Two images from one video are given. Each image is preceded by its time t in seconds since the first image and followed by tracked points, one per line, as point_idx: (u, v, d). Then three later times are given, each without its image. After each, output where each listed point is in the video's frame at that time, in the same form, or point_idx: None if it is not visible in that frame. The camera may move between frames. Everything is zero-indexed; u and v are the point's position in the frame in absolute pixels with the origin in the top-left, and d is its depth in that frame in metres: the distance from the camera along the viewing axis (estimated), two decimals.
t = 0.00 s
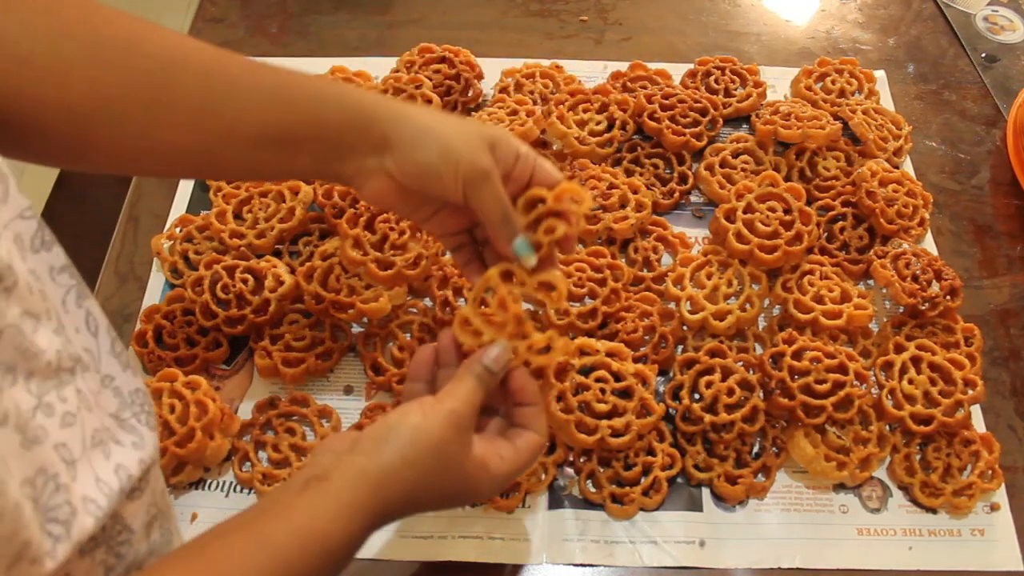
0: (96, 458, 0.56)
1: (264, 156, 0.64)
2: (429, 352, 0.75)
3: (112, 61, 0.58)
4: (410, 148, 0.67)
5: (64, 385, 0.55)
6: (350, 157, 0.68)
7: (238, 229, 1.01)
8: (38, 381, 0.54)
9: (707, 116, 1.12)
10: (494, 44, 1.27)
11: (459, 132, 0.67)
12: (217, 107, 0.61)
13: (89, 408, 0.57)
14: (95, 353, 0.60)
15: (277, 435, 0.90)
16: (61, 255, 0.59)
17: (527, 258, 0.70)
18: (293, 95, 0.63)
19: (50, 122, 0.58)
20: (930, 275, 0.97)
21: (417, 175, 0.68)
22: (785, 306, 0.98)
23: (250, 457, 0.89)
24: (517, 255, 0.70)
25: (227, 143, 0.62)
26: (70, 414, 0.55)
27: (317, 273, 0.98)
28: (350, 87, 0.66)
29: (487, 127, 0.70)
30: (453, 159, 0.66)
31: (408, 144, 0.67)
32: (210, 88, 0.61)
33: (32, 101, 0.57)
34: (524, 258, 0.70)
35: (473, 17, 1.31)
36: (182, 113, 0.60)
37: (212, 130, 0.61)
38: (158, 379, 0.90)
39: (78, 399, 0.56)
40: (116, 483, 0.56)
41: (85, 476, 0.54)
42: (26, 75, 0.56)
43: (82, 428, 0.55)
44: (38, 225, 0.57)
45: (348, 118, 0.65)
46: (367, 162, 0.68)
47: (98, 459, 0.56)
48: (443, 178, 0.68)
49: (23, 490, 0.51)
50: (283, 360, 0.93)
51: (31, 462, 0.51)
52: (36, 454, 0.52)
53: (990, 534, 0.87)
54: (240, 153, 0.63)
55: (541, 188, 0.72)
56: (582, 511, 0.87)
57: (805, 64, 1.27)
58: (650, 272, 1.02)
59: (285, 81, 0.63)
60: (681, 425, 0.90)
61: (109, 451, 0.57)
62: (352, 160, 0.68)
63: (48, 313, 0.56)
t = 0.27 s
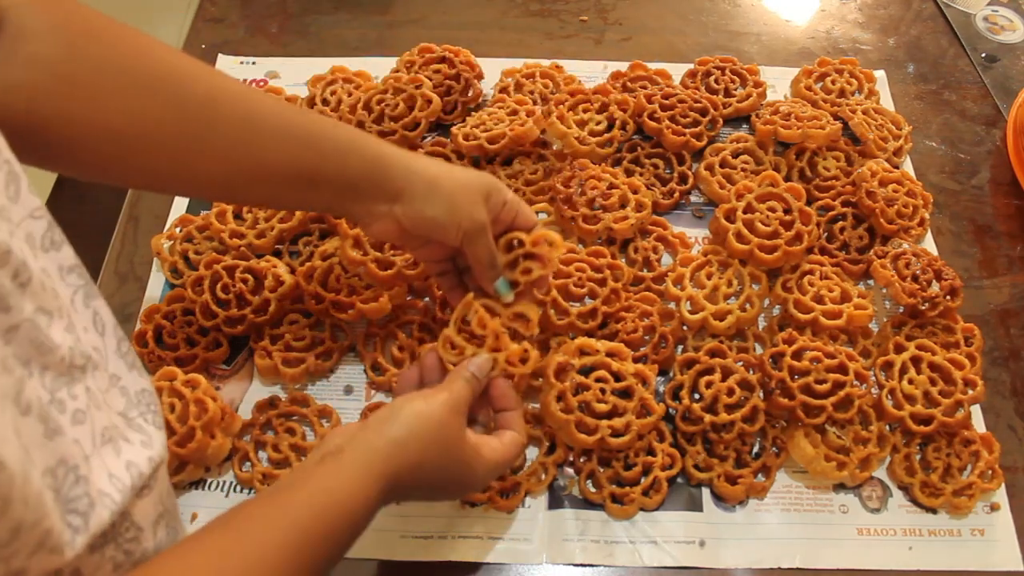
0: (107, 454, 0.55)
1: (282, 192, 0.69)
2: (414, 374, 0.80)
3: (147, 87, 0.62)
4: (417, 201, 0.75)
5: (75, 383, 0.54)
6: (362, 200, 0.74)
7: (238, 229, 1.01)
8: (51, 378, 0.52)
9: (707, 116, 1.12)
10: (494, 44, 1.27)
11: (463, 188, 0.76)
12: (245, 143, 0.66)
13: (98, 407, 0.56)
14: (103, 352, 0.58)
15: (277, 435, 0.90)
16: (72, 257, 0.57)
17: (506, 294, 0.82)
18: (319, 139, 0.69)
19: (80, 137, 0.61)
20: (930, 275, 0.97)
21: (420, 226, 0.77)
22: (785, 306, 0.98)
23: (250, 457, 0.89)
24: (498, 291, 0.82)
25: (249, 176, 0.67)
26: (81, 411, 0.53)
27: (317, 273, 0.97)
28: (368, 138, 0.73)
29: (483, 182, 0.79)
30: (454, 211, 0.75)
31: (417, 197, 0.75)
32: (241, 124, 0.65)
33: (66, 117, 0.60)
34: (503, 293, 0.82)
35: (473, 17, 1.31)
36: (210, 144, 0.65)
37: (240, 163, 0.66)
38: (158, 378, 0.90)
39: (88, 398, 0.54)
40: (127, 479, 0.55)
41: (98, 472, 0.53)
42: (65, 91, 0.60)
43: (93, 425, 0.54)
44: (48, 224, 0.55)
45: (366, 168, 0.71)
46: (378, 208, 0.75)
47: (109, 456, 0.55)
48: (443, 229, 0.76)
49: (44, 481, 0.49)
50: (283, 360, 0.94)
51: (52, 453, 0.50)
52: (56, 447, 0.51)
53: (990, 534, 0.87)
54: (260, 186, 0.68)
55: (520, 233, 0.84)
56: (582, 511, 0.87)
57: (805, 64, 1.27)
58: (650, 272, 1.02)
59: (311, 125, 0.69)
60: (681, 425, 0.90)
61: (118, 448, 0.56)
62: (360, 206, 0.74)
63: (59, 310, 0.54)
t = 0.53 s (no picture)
0: (119, 453, 0.54)
1: (292, 197, 0.70)
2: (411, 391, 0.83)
3: (160, 90, 0.62)
4: (427, 213, 0.76)
5: (88, 382, 0.53)
6: (369, 209, 0.75)
7: (238, 229, 1.01)
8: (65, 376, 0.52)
9: (707, 116, 1.12)
10: (494, 44, 1.27)
11: (468, 200, 0.78)
12: (257, 149, 0.65)
13: (109, 406, 0.55)
14: (118, 352, 0.58)
15: (277, 435, 0.90)
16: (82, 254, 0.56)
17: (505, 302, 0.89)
18: (329, 146, 0.69)
19: (94, 139, 0.61)
20: (930, 275, 0.97)
21: (426, 238, 0.79)
22: (785, 306, 0.98)
23: (250, 457, 0.89)
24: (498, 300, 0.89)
25: (260, 181, 0.67)
26: (92, 410, 0.53)
27: (317, 273, 0.97)
28: (377, 147, 0.74)
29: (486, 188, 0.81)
30: (461, 221, 0.78)
31: (426, 208, 0.76)
32: (253, 130, 0.65)
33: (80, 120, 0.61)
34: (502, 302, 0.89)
35: (473, 17, 1.31)
36: (221, 149, 0.64)
37: (251, 167, 0.66)
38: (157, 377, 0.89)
39: (99, 397, 0.54)
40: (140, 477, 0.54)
41: (110, 471, 0.52)
42: (80, 94, 0.60)
43: (104, 424, 0.53)
44: (62, 225, 0.54)
45: (378, 177, 0.72)
46: (385, 217, 0.76)
47: (120, 455, 0.54)
48: (449, 236, 0.78)
49: (62, 477, 0.48)
50: (283, 360, 0.94)
51: (70, 449, 0.49)
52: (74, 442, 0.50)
53: (990, 533, 0.87)
54: (269, 191, 0.68)
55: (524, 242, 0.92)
56: (582, 511, 0.87)
57: (805, 64, 1.27)
58: (650, 272, 1.02)
59: (322, 132, 0.69)
60: (681, 425, 0.90)
61: (130, 447, 0.55)
62: (371, 214, 0.75)
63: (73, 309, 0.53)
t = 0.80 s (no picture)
0: (124, 452, 0.54)
1: (292, 204, 0.70)
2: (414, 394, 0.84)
3: (161, 96, 0.62)
4: (424, 221, 0.77)
5: (95, 381, 0.53)
6: (367, 216, 0.75)
7: (238, 229, 1.01)
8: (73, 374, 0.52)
9: (707, 116, 1.12)
10: (494, 44, 1.28)
11: (466, 207, 0.78)
12: (256, 155, 0.66)
13: (115, 405, 0.55)
14: (125, 351, 0.58)
15: (277, 435, 0.91)
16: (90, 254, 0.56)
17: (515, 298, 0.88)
18: (329, 152, 0.69)
19: (96, 146, 0.62)
20: (930, 275, 0.97)
21: (425, 244, 0.79)
22: (785, 306, 0.98)
23: (250, 457, 0.89)
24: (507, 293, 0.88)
25: (261, 188, 0.67)
26: (98, 408, 0.53)
27: (317, 273, 0.97)
28: (374, 154, 0.74)
29: (485, 193, 0.82)
30: (459, 228, 0.78)
31: (424, 215, 0.76)
32: (253, 137, 0.66)
33: (82, 126, 0.61)
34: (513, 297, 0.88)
35: (473, 17, 1.31)
36: (222, 156, 0.65)
37: (250, 173, 0.66)
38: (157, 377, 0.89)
39: (105, 396, 0.54)
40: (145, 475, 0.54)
41: (115, 469, 0.52)
42: (81, 100, 0.60)
43: (109, 422, 0.53)
44: (70, 224, 0.54)
45: (375, 185, 0.73)
46: (384, 224, 0.76)
47: (126, 453, 0.54)
48: (446, 242, 0.79)
49: (69, 473, 0.48)
50: (283, 360, 0.94)
51: (77, 446, 0.49)
52: (82, 439, 0.50)
53: (990, 533, 0.87)
54: (268, 197, 0.68)
55: (526, 249, 0.90)
56: (582, 511, 0.87)
57: (805, 64, 1.27)
58: (650, 272, 1.02)
59: (321, 138, 0.69)
60: (681, 425, 0.90)
61: (135, 445, 0.55)
62: (369, 221, 0.76)
63: (81, 308, 0.53)
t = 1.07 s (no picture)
0: (125, 451, 0.54)
1: (291, 204, 0.70)
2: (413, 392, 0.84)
3: (160, 96, 0.62)
4: (424, 223, 0.76)
5: (96, 380, 0.53)
6: (367, 218, 0.75)
7: (238, 229, 1.01)
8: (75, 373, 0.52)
9: (707, 116, 1.12)
10: (494, 44, 1.28)
11: (466, 207, 0.78)
12: (255, 154, 0.66)
13: (116, 405, 0.55)
14: (125, 351, 0.58)
15: (277, 435, 0.91)
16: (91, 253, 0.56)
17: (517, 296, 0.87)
18: (328, 153, 0.69)
19: (96, 146, 0.62)
20: (930, 275, 0.97)
21: (425, 244, 0.79)
22: (785, 306, 0.98)
23: (250, 457, 0.89)
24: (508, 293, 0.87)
25: (260, 188, 0.67)
26: (99, 407, 0.53)
27: (317, 273, 0.97)
28: (372, 155, 0.74)
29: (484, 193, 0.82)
30: (458, 228, 0.78)
31: (424, 217, 0.76)
32: (252, 138, 0.65)
33: (81, 127, 0.61)
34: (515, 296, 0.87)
35: (473, 17, 1.31)
36: (221, 157, 0.65)
37: (250, 174, 0.66)
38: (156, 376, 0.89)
39: (106, 395, 0.54)
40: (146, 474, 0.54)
41: (117, 468, 0.52)
42: (81, 101, 0.61)
43: (110, 421, 0.53)
44: (71, 225, 0.54)
45: (374, 187, 0.73)
46: (384, 226, 0.76)
47: (127, 452, 0.54)
48: (446, 242, 0.79)
49: (71, 471, 0.48)
50: (283, 360, 0.94)
51: (79, 445, 0.49)
52: (84, 437, 0.50)
53: (990, 534, 0.87)
54: (267, 198, 0.68)
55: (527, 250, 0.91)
56: (582, 511, 0.87)
57: (805, 64, 1.27)
58: (650, 271, 1.01)
59: (320, 139, 0.69)
60: (681, 425, 0.90)
61: (137, 445, 0.55)
62: (369, 223, 0.76)
63: (83, 308, 0.53)
